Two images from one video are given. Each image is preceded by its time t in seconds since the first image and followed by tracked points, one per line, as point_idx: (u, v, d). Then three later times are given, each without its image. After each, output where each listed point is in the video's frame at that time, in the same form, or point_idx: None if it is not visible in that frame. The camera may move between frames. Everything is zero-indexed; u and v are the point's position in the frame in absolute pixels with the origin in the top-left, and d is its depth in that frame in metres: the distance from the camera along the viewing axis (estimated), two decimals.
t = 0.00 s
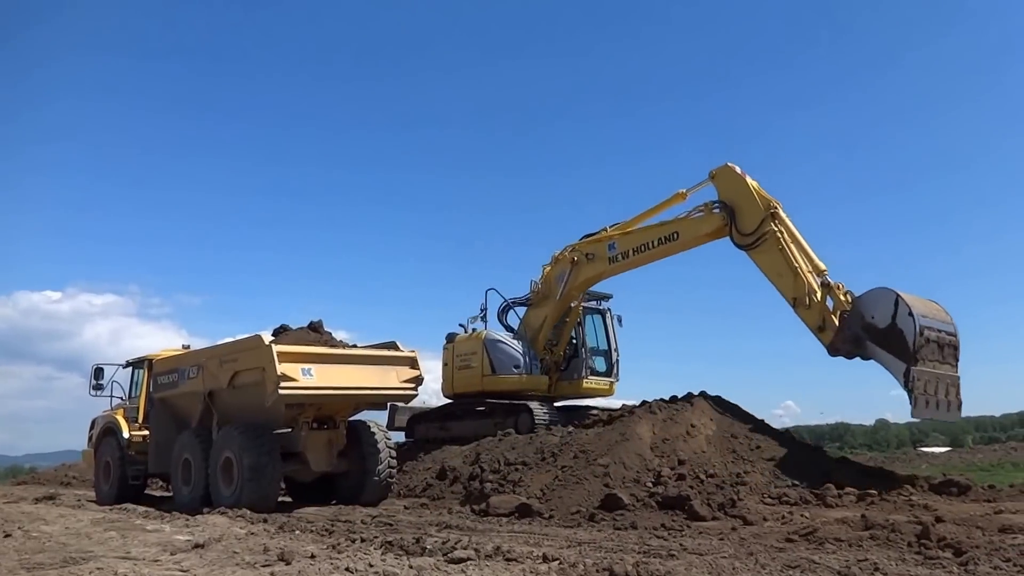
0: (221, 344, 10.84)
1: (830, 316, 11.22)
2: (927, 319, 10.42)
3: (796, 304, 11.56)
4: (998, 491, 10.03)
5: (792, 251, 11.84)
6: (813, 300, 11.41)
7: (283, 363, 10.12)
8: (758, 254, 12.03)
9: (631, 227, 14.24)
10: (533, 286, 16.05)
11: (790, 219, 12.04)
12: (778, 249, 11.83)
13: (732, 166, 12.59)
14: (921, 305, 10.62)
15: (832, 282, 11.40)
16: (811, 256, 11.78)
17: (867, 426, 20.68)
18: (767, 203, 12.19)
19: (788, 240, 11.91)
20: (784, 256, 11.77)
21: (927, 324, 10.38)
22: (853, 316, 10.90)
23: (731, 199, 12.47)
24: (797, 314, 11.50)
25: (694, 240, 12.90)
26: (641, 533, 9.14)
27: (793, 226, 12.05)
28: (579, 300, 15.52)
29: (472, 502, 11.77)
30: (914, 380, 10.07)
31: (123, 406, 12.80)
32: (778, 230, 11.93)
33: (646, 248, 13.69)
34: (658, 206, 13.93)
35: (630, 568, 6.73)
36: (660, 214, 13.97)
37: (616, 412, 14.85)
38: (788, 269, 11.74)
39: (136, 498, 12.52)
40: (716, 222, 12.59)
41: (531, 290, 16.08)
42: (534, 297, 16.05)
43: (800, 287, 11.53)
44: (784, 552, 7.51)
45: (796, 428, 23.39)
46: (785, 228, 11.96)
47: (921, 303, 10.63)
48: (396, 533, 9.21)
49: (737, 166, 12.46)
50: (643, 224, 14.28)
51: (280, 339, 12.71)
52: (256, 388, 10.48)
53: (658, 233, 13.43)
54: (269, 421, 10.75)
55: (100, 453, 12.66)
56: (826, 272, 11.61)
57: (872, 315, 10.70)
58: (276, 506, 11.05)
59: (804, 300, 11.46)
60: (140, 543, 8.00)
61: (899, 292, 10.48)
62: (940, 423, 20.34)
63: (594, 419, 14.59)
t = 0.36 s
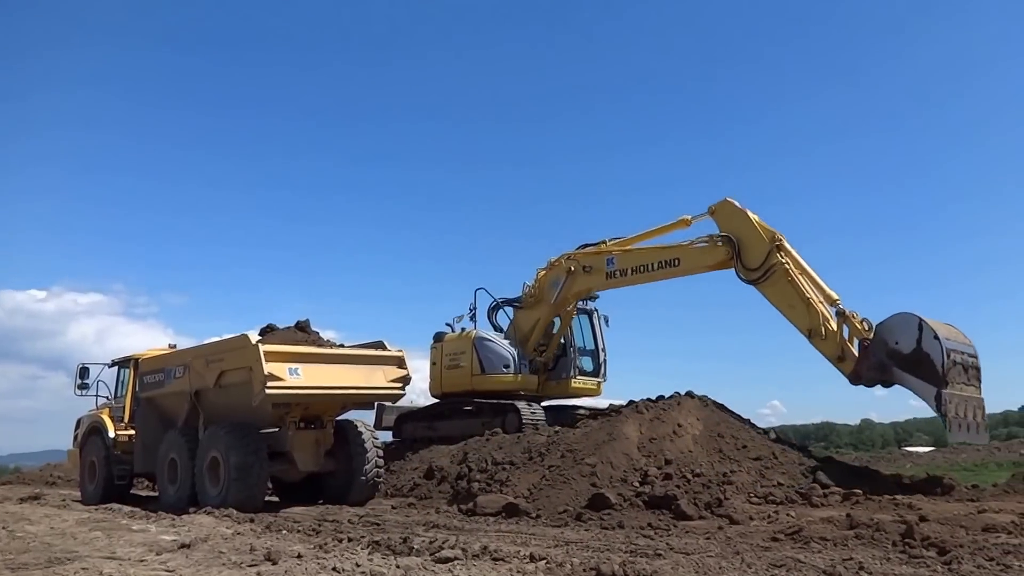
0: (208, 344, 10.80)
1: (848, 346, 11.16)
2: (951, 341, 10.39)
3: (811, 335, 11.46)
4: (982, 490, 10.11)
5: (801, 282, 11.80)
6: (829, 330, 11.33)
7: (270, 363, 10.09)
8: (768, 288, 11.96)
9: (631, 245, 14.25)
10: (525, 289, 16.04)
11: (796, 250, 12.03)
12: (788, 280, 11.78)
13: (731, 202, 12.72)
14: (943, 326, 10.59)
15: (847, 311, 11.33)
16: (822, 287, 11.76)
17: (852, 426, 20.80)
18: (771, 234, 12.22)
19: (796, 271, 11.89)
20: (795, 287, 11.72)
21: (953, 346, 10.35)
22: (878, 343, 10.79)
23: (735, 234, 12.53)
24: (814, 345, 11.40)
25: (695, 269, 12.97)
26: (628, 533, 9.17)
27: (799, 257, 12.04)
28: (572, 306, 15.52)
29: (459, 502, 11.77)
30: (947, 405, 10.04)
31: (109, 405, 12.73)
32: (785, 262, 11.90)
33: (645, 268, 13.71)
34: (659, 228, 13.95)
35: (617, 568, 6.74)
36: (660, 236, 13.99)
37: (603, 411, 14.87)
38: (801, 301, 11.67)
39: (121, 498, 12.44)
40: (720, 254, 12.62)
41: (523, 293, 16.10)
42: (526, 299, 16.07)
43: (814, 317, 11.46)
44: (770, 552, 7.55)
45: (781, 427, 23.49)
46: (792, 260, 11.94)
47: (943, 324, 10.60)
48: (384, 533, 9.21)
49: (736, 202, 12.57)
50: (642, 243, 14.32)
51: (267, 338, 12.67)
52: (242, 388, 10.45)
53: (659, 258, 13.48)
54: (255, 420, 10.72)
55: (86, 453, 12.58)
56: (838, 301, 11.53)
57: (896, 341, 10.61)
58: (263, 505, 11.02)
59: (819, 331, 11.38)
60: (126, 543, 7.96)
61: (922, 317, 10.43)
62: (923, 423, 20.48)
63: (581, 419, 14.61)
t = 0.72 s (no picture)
0: (195, 343, 10.76)
1: (853, 364, 11.29)
2: (961, 355, 10.43)
3: (815, 356, 11.61)
4: (966, 489, 10.20)
5: (800, 303, 11.96)
6: (832, 350, 11.48)
7: (258, 362, 10.06)
8: (766, 311, 12.09)
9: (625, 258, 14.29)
10: (518, 291, 16.08)
11: (792, 273, 12.19)
12: (786, 302, 11.93)
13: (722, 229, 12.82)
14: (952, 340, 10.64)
15: (850, 329, 11.43)
16: (821, 305, 11.87)
17: (838, 426, 20.90)
18: (766, 258, 12.35)
19: (793, 293, 12.05)
20: (793, 309, 11.87)
21: (963, 360, 10.38)
22: (887, 359, 10.84)
23: (729, 259, 12.61)
24: (819, 366, 11.54)
25: (688, 287, 13.03)
26: (616, 532, 9.20)
27: (795, 279, 12.20)
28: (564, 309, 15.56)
29: (447, 501, 11.77)
30: (959, 420, 10.07)
31: (95, 405, 12.66)
32: (782, 285, 12.06)
33: (639, 283, 13.76)
34: (653, 246, 14.03)
35: (606, 567, 6.76)
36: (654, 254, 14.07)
37: (590, 411, 14.90)
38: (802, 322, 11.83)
39: (108, 498, 12.38)
40: (715, 279, 12.69)
41: (515, 294, 16.12)
42: (517, 301, 16.10)
43: (816, 338, 11.62)
44: (756, 551, 7.59)
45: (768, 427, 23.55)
46: (788, 283, 12.10)
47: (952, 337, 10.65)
48: (372, 533, 9.20)
49: (728, 227, 12.69)
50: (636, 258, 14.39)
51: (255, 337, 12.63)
52: (229, 387, 10.42)
53: (653, 275, 13.54)
54: (243, 420, 10.69)
55: (71, 453, 12.51)
56: (839, 318, 11.62)
57: (906, 356, 10.66)
58: (251, 505, 10.99)
59: (822, 351, 11.53)
60: (112, 543, 7.92)
61: (931, 332, 10.50)
62: (908, 423, 20.62)
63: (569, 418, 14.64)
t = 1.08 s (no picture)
0: (186, 342, 10.74)
1: (846, 369, 11.34)
2: (957, 369, 10.43)
3: (808, 361, 11.64)
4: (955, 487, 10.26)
5: (791, 309, 12.00)
6: (825, 355, 11.53)
7: (249, 361, 10.04)
8: (758, 317, 12.10)
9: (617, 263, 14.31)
10: (511, 291, 16.07)
11: (783, 279, 12.24)
12: (778, 308, 11.95)
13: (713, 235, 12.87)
14: (949, 353, 10.62)
15: (845, 334, 11.44)
16: (814, 310, 11.89)
17: (829, 424, 20.97)
18: (758, 265, 12.39)
19: (785, 299, 12.10)
20: (786, 314, 11.90)
21: (959, 375, 10.36)
22: (883, 368, 10.89)
23: (721, 266, 12.63)
24: (811, 371, 11.58)
25: (679, 292, 13.07)
26: (607, 530, 9.21)
27: (787, 285, 12.24)
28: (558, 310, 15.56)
29: (440, 500, 11.77)
30: (949, 435, 10.04)
31: (85, 404, 12.61)
32: (773, 291, 12.10)
33: (631, 287, 13.79)
34: (646, 251, 14.05)
35: (597, 565, 6.77)
36: (646, 258, 14.09)
37: (582, 410, 14.91)
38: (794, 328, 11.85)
39: (97, 497, 12.34)
40: (706, 286, 12.73)
41: (508, 295, 16.11)
42: (511, 301, 16.09)
43: (809, 343, 11.65)
44: (747, 549, 7.61)
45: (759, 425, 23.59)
46: (779, 289, 12.15)
47: (949, 351, 10.64)
48: (364, 532, 9.20)
49: (720, 234, 12.74)
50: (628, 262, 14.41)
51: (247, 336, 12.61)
52: (220, 386, 10.40)
53: (646, 280, 13.55)
54: (234, 419, 10.67)
55: (61, 452, 12.46)
56: (832, 322, 11.64)
57: (902, 366, 10.70)
58: (242, 505, 10.97)
59: (815, 357, 11.57)
60: (101, 543, 7.90)
61: (929, 344, 10.51)
62: (898, 421, 20.69)
63: (561, 417, 14.66)
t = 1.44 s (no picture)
0: (181, 341, 10.72)
1: (841, 374, 11.40)
2: (951, 385, 10.39)
3: (803, 364, 11.69)
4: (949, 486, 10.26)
5: (787, 311, 12.01)
6: (820, 359, 11.58)
7: (246, 360, 10.02)
8: (754, 319, 12.11)
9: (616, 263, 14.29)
10: (509, 291, 16.06)
11: (780, 281, 12.24)
12: (774, 310, 11.96)
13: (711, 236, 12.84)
14: (945, 368, 10.58)
15: (842, 337, 11.45)
16: (810, 312, 11.90)
17: (825, 423, 20.98)
18: (755, 266, 12.39)
19: (781, 301, 12.10)
20: (782, 317, 11.92)
21: (953, 392, 10.33)
22: (878, 378, 10.83)
23: (718, 267, 12.62)
24: (806, 374, 11.63)
25: (676, 293, 13.05)
26: (604, 529, 9.20)
27: (784, 287, 12.25)
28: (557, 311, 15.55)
29: (436, 499, 11.76)
30: (936, 452, 10.07)
31: (79, 403, 12.59)
32: (770, 293, 12.10)
33: (629, 288, 13.77)
34: (644, 252, 14.04)
35: (593, 564, 6.75)
36: (645, 259, 14.07)
37: (579, 409, 14.91)
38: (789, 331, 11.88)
39: (92, 497, 12.32)
40: (703, 287, 12.70)
41: (506, 294, 16.10)
42: (509, 301, 16.08)
43: (804, 347, 11.69)
44: (743, 548, 7.60)
45: (756, 424, 23.58)
46: (776, 291, 12.15)
47: (945, 366, 10.59)
48: (360, 532, 9.19)
49: (718, 236, 12.71)
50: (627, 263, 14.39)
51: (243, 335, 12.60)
52: (216, 386, 10.38)
53: (643, 281, 13.55)
54: (230, 418, 10.66)
55: (55, 452, 12.45)
56: (829, 326, 11.65)
57: (897, 378, 10.65)
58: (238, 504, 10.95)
59: (810, 360, 11.61)
60: (96, 543, 7.88)
61: (927, 358, 10.45)
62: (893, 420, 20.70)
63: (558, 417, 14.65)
